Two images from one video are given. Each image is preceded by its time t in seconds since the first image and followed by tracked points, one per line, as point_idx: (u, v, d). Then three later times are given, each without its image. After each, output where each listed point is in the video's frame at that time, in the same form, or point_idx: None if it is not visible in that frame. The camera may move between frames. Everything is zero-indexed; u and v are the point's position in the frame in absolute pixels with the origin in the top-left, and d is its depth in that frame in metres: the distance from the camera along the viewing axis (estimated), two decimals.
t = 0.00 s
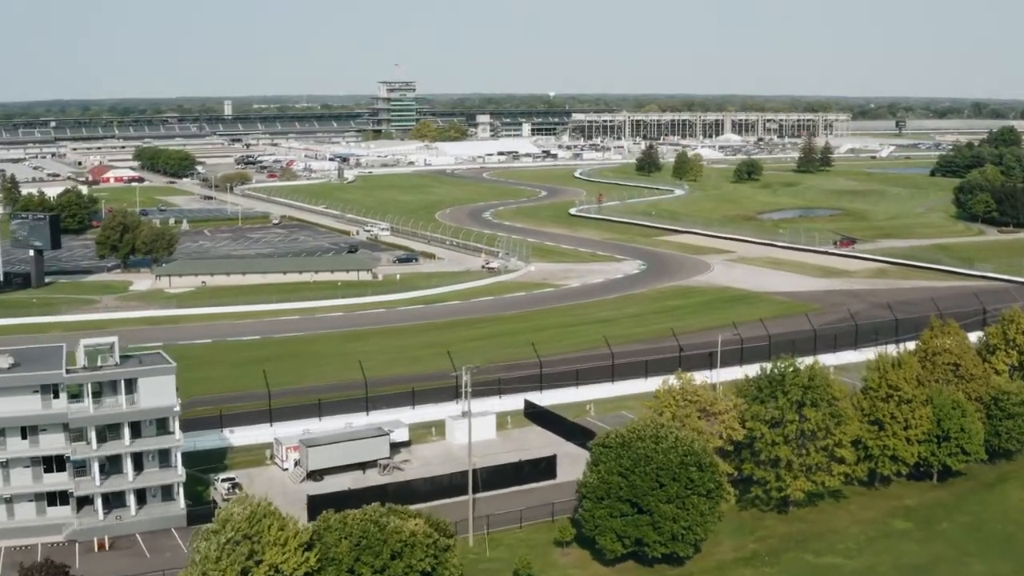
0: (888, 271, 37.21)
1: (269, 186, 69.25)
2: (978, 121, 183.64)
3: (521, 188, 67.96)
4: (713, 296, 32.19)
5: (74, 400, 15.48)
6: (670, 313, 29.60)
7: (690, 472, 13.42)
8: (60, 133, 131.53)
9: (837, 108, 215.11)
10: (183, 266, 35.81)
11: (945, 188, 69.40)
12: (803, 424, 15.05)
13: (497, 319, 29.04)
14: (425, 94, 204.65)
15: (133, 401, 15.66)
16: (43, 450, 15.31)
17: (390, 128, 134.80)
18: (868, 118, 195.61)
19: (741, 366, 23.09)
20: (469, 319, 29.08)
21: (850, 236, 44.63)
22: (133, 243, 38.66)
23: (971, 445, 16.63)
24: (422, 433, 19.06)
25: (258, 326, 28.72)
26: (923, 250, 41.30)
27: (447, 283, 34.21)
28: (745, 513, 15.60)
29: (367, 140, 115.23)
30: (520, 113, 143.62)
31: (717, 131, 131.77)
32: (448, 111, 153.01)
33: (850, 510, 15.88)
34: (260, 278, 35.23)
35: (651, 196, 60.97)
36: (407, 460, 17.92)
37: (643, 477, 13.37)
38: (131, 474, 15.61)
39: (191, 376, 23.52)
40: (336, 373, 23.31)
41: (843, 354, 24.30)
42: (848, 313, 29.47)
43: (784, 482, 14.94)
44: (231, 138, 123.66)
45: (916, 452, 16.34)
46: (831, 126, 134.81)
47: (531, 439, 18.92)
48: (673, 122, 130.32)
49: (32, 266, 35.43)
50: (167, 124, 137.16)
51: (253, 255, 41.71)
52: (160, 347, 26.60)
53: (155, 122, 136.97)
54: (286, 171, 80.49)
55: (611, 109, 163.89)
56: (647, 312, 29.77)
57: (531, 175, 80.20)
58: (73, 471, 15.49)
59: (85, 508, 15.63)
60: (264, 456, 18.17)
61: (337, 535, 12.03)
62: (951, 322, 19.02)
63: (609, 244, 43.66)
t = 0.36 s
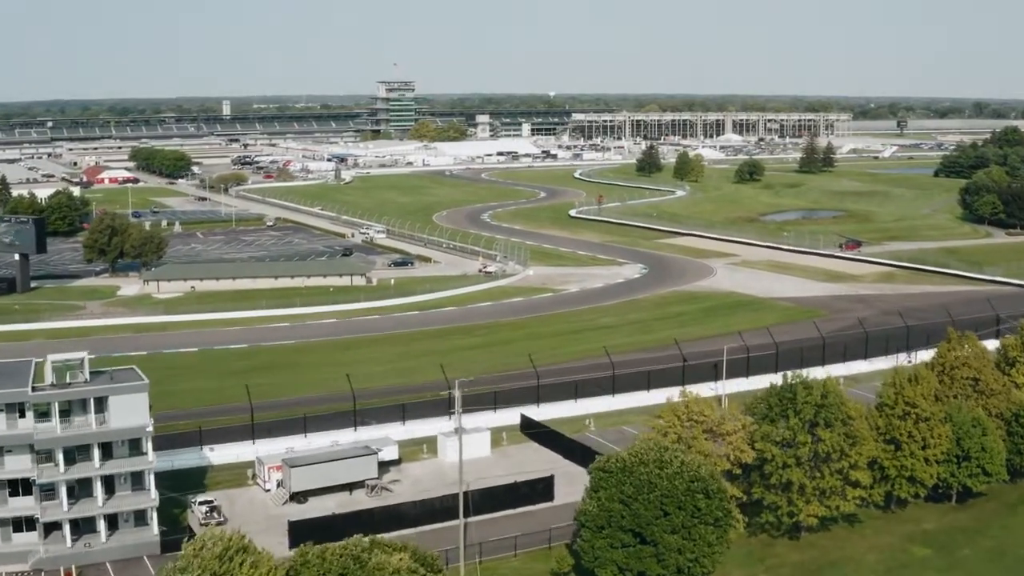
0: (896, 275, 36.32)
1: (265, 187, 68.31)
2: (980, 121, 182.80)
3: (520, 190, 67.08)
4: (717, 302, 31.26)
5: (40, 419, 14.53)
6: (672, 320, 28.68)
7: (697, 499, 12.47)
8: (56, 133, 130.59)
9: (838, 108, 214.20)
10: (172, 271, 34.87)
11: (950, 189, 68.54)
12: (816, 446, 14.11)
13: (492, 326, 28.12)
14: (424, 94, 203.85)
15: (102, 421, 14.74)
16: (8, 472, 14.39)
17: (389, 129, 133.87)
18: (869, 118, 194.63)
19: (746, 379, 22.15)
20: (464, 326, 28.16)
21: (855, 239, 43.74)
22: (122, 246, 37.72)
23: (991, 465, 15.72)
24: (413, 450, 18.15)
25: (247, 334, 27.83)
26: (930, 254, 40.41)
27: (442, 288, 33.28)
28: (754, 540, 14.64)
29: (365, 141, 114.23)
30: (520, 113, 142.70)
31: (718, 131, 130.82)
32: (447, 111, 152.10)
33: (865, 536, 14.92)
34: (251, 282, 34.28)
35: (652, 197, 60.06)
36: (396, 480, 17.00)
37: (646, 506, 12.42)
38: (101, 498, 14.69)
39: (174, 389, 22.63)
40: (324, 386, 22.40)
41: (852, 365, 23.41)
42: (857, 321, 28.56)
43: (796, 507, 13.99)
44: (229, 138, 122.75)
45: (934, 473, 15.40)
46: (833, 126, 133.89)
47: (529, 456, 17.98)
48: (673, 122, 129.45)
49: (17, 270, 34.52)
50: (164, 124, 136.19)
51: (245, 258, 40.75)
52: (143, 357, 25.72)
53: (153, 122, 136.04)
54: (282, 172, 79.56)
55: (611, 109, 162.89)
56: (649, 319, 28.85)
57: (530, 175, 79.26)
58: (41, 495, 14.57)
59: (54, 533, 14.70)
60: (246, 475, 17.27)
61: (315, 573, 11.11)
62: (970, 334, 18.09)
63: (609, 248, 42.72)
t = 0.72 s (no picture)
0: (902, 280, 35.54)
1: (261, 188, 67.49)
2: (982, 121, 182.04)
3: (519, 191, 66.29)
4: (721, 307, 30.44)
5: (7, 439, 13.69)
6: (675, 327, 27.85)
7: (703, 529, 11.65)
8: (53, 133, 129.67)
9: (840, 108, 213.20)
10: (161, 275, 34.02)
11: (954, 190, 67.76)
12: (829, 468, 13.29)
13: (488, 333, 27.29)
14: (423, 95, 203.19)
15: (73, 441, 13.89)
16: None
17: (387, 129, 133.03)
18: (871, 118, 193.66)
19: (752, 390, 21.31)
20: (459, 333, 27.34)
21: (860, 241, 42.93)
22: (111, 250, 36.88)
23: (1013, 486, 14.88)
24: (404, 468, 17.34)
25: (236, 342, 27.01)
26: (937, 257, 39.63)
27: (439, 293, 32.45)
28: (763, 567, 13.81)
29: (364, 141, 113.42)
30: (519, 113, 141.86)
31: (718, 131, 130.03)
32: (446, 111, 151.27)
33: (880, 561, 14.09)
34: (242, 287, 33.38)
35: (654, 199, 59.26)
36: (385, 500, 16.19)
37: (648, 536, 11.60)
38: (71, 523, 13.86)
39: (158, 403, 21.81)
40: (313, 398, 21.55)
41: (861, 376, 22.64)
42: (865, 328, 27.78)
43: (808, 533, 13.16)
44: (227, 138, 121.92)
45: (953, 495, 14.57)
46: (834, 126, 133.12)
47: (524, 474, 17.18)
48: (674, 122, 128.72)
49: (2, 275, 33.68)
50: (161, 124, 135.28)
51: (238, 262, 39.92)
52: (127, 367, 24.92)
53: (150, 122, 135.15)
54: (279, 173, 78.73)
55: (611, 109, 161.97)
56: (651, 326, 28.04)
57: (530, 176, 78.46)
58: (8, 519, 13.74)
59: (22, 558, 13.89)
60: (228, 495, 16.47)
61: None
62: (988, 346, 17.27)
63: (610, 250, 41.85)
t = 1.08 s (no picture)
0: (910, 284, 34.67)
1: (256, 190, 66.64)
2: (983, 121, 181.31)
3: (518, 192, 65.42)
4: (725, 314, 29.55)
5: None
6: (678, 335, 26.96)
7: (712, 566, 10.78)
8: (49, 134, 128.73)
9: (841, 108, 212.34)
10: (150, 280, 33.11)
11: (959, 191, 66.92)
12: (846, 495, 12.41)
13: (483, 341, 26.41)
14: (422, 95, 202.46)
15: (37, 466, 12.98)
16: None
17: (386, 129, 132.19)
18: (872, 117, 192.77)
19: (759, 404, 20.40)
20: (454, 341, 26.46)
21: (865, 245, 42.06)
22: (100, 254, 36.00)
23: None
24: (393, 489, 16.43)
25: (224, 351, 26.09)
26: (946, 260, 38.75)
27: (434, 299, 31.54)
28: None
29: (361, 141, 112.60)
30: (519, 113, 140.97)
31: (719, 131, 129.18)
32: (445, 111, 150.44)
33: None
34: (232, 292, 32.46)
35: (655, 201, 58.39)
36: (373, 525, 15.26)
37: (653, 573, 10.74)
38: (36, 553, 12.96)
39: (139, 420, 20.89)
40: (300, 412, 20.62)
41: (872, 389, 21.75)
42: (874, 337, 26.90)
43: (824, 566, 12.26)
44: (224, 138, 121.12)
45: (977, 522, 13.67)
46: (835, 126, 132.31)
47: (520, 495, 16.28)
48: (674, 122, 127.97)
49: None
50: (159, 124, 134.47)
51: (230, 267, 39.04)
52: (110, 378, 24.06)
53: (146, 123, 134.37)
54: (275, 174, 77.90)
55: (611, 109, 161.08)
56: (653, 334, 27.15)
57: (529, 177, 77.60)
58: None
59: None
60: (207, 519, 15.57)
61: None
62: (1011, 361, 16.37)
63: (610, 254, 40.94)
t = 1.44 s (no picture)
0: (919, 289, 33.82)
1: (251, 192, 65.72)
2: (984, 121, 180.60)
3: (517, 194, 64.57)
4: (729, 321, 28.65)
5: None
6: (681, 344, 26.07)
7: None
8: (45, 134, 127.77)
9: (843, 108, 211.42)
10: (137, 286, 32.20)
11: (964, 192, 66.09)
12: (866, 527, 11.52)
13: (479, 350, 25.55)
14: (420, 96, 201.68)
15: None
16: None
17: (384, 130, 131.33)
18: (872, 118, 191.81)
19: (766, 418, 19.51)
20: (449, 351, 25.58)
21: (871, 248, 41.17)
22: (87, 259, 35.11)
23: None
24: (383, 512, 15.55)
25: (210, 362, 25.21)
26: (954, 265, 37.90)
27: (429, 305, 30.65)
28: None
29: (360, 142, 111.77)
30: (518, 113, 140.11)
31: (719, 131, 128.33)
32: (444, 111, 149.58)
33: None
34: (221, 299, 31.55)
35: (655, 202, 57.48)
36: (361, 552, 14.38)
37: None
38: None
39: (118, 437, 20.01)
40: (286, 429, 19.73)
41: (885, 402, 20.87)
42: (883, 346, 26.04)
43: None
44: (221, 139, 120.34)
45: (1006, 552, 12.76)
46: (836, 126, 131.52)
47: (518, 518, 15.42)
48: (674, 123, 127.21)
49: None
50: (155, 125, 133.60)
51: (221, 271, 38.13)
52: (92, 390, 23.18)
53: (143, 124, 133.53)
54: (271, 175, 77.03)
55: (610, 109, 160.09)
56: (656, 343, 26.25)
57: (529, 178, 76.75)
58: None
59: None
60: (184, 545, 14.66)
61: None
62: None
63: (611, 258, 40.02)
